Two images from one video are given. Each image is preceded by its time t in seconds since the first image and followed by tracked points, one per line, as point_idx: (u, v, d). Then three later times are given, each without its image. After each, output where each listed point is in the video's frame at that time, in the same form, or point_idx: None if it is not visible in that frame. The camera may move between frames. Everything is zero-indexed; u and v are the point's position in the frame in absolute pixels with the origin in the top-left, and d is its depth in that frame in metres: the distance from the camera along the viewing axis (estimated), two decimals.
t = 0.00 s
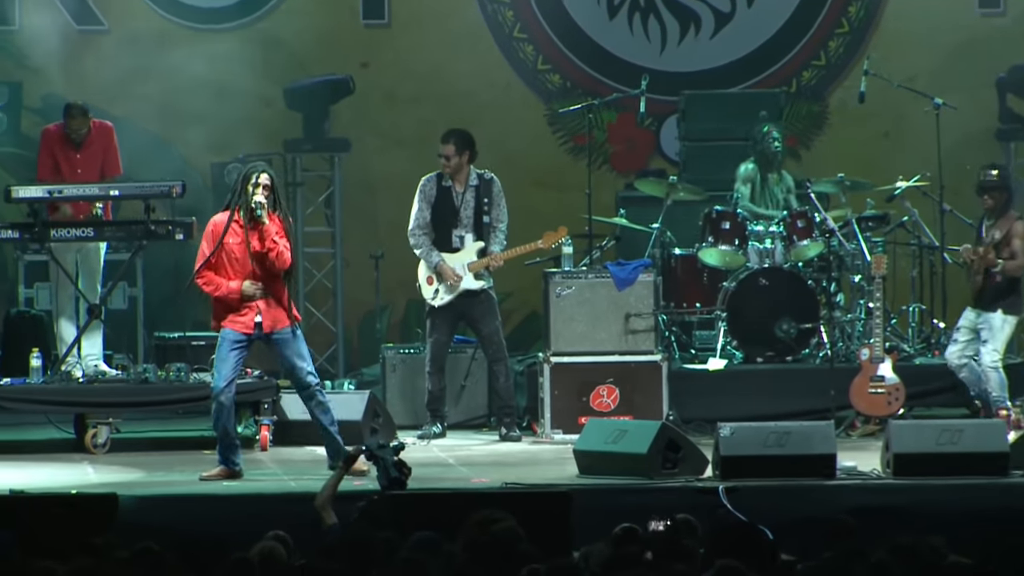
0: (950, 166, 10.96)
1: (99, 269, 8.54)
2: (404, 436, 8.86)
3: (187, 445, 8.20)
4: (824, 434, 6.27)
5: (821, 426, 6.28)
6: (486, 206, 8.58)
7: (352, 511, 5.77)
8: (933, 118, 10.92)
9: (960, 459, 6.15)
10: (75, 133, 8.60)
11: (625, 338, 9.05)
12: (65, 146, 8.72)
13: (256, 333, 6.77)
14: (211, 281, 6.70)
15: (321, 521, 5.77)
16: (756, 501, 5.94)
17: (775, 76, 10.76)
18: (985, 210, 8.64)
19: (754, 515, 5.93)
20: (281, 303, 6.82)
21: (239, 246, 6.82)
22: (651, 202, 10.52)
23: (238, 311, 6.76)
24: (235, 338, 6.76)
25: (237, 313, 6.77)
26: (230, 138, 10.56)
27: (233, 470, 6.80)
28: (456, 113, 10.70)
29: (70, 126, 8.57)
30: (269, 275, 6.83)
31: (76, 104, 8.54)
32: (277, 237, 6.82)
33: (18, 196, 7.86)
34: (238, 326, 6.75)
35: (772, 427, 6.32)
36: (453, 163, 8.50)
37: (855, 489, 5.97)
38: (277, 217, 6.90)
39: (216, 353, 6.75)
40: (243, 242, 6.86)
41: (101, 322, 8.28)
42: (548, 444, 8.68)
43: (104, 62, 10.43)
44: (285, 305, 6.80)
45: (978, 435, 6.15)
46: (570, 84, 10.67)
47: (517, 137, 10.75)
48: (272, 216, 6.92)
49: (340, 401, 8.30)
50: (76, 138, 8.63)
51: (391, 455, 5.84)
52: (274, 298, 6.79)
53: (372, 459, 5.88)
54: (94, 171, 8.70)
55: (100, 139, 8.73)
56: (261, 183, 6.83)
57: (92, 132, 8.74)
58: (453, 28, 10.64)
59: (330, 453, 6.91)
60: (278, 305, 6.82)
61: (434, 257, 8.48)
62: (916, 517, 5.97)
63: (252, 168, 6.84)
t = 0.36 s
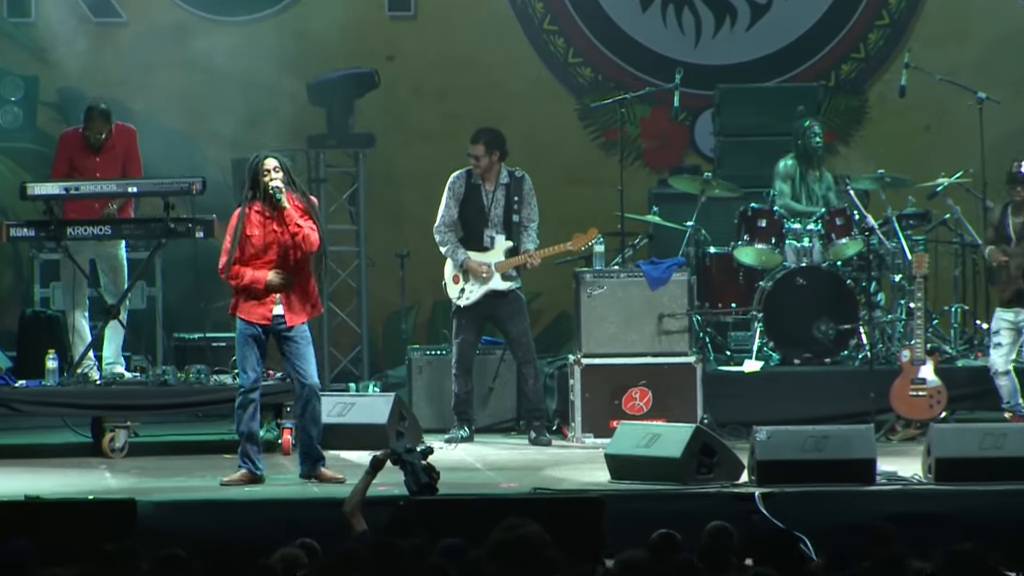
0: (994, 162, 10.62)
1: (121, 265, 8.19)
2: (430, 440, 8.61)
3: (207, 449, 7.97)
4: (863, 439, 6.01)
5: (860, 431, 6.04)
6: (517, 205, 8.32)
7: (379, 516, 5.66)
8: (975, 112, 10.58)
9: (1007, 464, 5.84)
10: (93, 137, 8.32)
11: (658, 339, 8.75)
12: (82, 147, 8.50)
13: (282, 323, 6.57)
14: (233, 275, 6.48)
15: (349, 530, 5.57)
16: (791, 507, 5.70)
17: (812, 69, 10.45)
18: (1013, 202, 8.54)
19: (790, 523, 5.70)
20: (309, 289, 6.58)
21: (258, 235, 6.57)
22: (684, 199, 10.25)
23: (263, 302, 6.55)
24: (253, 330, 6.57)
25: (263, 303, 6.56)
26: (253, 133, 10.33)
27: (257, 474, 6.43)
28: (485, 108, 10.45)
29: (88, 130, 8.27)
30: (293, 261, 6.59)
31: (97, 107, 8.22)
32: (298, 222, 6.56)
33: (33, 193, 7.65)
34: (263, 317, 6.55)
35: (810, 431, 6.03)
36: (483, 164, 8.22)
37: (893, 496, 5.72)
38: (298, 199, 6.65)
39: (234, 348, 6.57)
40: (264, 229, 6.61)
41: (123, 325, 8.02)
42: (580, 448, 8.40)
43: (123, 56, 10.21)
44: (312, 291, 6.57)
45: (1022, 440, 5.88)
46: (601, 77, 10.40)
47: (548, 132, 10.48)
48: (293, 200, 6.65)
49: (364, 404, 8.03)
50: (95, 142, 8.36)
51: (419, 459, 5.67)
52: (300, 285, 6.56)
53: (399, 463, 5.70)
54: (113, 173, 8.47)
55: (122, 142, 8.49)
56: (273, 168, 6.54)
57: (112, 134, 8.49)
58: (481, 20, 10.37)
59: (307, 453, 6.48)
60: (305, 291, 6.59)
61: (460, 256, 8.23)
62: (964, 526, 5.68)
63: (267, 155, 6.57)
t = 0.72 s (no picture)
0: None
1: (139, 261, 8.00)
2: (455, 444, 8.35)
3: (224, 454, 7.73)
4: (903, 444, 5.75)
5: (900, 435, 5.77)
6: (544, 200, 8.05)
7: (405, 524, 5.29)
8: (1019, 106, 10.25)
9: None
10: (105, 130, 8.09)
11: (691, 340, 8.46)
12: (93, 139, 8.23)
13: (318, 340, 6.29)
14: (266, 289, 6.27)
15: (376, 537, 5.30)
16: (829, 515, 5.41)
17: (850, 62, 10.14)
18: None
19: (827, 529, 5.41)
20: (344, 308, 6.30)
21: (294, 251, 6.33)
22: (717, 195, 9.95)
23: (297, 319, 6.30)
24: (286, 343, 6.30)
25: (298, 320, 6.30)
26: (273, 127, 10.08)
27: (275, 479, 6.14)
28: (512, 101, 10.16)
29: (102, 123, 8.04)
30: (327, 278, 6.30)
31: (112, 99, 8.00)
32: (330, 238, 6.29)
33: (46, 188, 7.42)
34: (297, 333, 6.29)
35: (847, 435, 5.77)
36: (510, 156, 7.95)
37: (933, 502, 5.44)
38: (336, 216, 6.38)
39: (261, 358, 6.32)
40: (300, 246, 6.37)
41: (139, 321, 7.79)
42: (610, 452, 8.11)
43: (138, 47, 9.98)
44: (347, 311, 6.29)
45: None
46: (632, 70, 10.11)
47: (577, 126, 10.20)
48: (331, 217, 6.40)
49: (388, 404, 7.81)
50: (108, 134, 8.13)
51: (447, 464, 5.39)
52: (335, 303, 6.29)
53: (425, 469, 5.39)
54: (125, 166, 8.28)
55: (131, 130, 8.31)
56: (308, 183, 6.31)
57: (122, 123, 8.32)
58: (508, 10, 10.11)
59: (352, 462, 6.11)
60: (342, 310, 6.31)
61: (487, 253, 7.94)
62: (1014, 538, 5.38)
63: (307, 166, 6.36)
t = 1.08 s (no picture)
0: None
1: (147, 263, 7.76)
2: (476, 449, 8.09)
3: (238, 460, 7.50)
4: (938, 448, 5.56)
5: (934, 439, 5.58)
6: (567, 196, 7.78)
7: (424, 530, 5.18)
8: None
9: None
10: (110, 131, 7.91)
11: (719, 341, 8.19)
12: (103, 142, 8.04)
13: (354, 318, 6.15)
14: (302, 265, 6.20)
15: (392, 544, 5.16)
16: (859, 522, 5.23)
17: (883, 55, 9.85)
18: None
19: (861, 537, 5.22)
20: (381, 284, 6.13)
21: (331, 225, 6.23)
22: (746, 193, 9.67)
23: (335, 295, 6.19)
24: (332, 331, 6.21)
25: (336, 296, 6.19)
26: (289, 123, 9.85)
27: (337, 482, 6.10)
28: (535, 95, 9.90)
29: (107, 123, 7.91)
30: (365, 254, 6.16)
31: (116, 99, 7.88)
32: (364, 212, 6.13)
33: (54, 186, 7.21)
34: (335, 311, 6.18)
35: (880, 440, 5.60)
36: (529, 142, 7.74)
37: (972, 508, 5.23)
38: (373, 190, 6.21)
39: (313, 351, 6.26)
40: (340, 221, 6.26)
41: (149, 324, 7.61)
42: (636, 458, 7.84)
43: (149, 40, 9.75)
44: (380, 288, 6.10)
45: None
46: (659, 63, 9.85)
47: (600, 121, 9.93)
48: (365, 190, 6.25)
49: (405, 408, 7.52)
50: (114, 137, 7.98)
51: (468, 470, 5.19)
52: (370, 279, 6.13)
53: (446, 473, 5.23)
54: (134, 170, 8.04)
55: (145, 136, 8.08)
56: (346, 154, 6.19)
57: (135, 128, 8.08)
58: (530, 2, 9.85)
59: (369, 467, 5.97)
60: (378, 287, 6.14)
61: (509, 252, 7.69)
62: None
63: (338, 140, 6.23)
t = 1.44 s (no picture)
0: None
1: (159, 262, 7.54)
2: (494, 456, 7.86)
3: (250, 466, 7.30)
4: (969, 454, 5.46)
5: (965, 445, 5.49)
6: (589, 196, 7.55)
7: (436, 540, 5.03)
8: None
9: None
10: (122, 120, 7.72)
11: (745, 345, 7.94)
12: (112, 133, 7.84)
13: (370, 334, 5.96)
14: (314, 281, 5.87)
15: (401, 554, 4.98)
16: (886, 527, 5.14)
17: (914, 51, 9.60)
18: None
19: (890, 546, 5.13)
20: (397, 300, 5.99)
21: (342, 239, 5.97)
22: (775, 191, 9.41)
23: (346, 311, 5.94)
24: (343, 338, 5.92)
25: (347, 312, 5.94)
26: (303, 121, 9.66)
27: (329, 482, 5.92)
28: (556, 92, 9.68)
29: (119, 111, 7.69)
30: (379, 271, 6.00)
31: (128, 85, 7.65)
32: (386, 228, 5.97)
33: (62, 185, 7.02)
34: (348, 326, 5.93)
35: (910, 447, 5.53)
36: (549, 142, 7.50)
37: (1009, 515, 5.15)
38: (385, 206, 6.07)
39: (321, 358, 5.94)
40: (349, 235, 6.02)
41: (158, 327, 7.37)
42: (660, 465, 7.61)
43: (160, 35, 9.56)
44: (399, 305, 5.94)
45: None
46: (683, 59, 9.61)
47: (623, 119, 9.70)
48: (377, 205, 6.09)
49: (423, 412, 7.36)
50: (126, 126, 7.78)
51: (481, 477, 5.15)
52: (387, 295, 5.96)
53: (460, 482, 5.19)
54: (146, 160, 7.86)
55: (152, 123, 7.91)
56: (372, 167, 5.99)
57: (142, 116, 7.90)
58: None
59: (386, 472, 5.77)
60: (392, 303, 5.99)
61: (528, 253, 7.47)
62: None
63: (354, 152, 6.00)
